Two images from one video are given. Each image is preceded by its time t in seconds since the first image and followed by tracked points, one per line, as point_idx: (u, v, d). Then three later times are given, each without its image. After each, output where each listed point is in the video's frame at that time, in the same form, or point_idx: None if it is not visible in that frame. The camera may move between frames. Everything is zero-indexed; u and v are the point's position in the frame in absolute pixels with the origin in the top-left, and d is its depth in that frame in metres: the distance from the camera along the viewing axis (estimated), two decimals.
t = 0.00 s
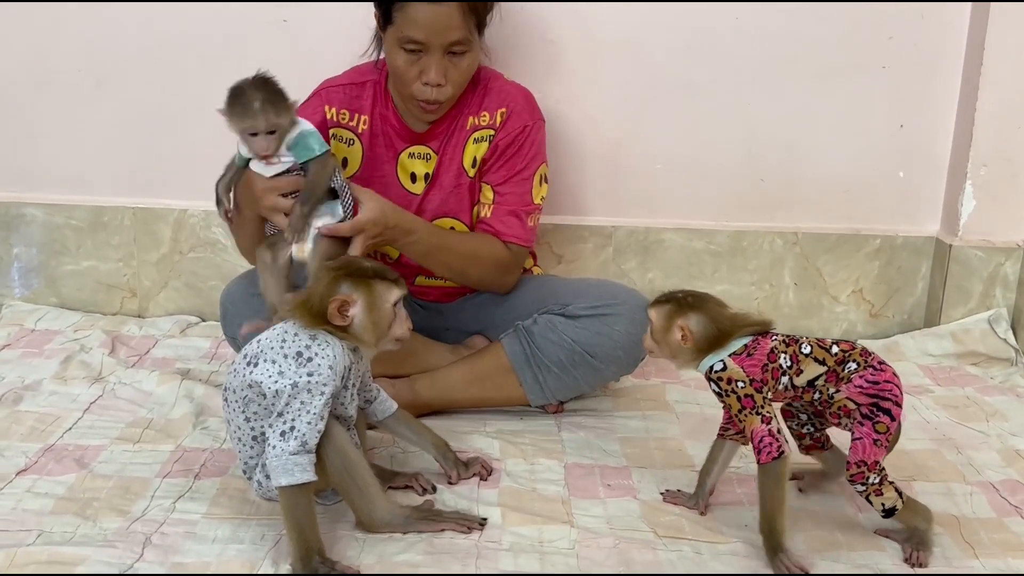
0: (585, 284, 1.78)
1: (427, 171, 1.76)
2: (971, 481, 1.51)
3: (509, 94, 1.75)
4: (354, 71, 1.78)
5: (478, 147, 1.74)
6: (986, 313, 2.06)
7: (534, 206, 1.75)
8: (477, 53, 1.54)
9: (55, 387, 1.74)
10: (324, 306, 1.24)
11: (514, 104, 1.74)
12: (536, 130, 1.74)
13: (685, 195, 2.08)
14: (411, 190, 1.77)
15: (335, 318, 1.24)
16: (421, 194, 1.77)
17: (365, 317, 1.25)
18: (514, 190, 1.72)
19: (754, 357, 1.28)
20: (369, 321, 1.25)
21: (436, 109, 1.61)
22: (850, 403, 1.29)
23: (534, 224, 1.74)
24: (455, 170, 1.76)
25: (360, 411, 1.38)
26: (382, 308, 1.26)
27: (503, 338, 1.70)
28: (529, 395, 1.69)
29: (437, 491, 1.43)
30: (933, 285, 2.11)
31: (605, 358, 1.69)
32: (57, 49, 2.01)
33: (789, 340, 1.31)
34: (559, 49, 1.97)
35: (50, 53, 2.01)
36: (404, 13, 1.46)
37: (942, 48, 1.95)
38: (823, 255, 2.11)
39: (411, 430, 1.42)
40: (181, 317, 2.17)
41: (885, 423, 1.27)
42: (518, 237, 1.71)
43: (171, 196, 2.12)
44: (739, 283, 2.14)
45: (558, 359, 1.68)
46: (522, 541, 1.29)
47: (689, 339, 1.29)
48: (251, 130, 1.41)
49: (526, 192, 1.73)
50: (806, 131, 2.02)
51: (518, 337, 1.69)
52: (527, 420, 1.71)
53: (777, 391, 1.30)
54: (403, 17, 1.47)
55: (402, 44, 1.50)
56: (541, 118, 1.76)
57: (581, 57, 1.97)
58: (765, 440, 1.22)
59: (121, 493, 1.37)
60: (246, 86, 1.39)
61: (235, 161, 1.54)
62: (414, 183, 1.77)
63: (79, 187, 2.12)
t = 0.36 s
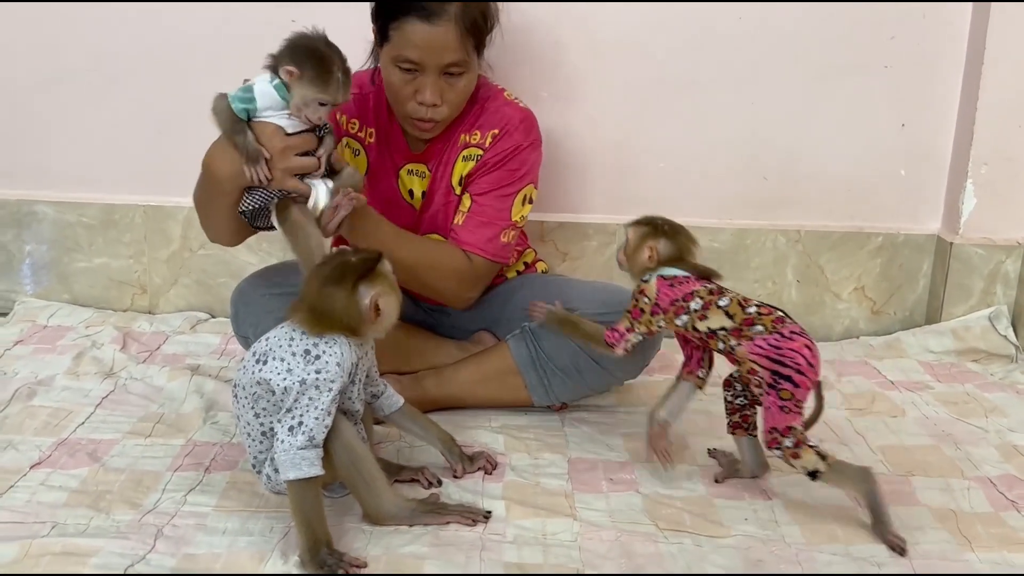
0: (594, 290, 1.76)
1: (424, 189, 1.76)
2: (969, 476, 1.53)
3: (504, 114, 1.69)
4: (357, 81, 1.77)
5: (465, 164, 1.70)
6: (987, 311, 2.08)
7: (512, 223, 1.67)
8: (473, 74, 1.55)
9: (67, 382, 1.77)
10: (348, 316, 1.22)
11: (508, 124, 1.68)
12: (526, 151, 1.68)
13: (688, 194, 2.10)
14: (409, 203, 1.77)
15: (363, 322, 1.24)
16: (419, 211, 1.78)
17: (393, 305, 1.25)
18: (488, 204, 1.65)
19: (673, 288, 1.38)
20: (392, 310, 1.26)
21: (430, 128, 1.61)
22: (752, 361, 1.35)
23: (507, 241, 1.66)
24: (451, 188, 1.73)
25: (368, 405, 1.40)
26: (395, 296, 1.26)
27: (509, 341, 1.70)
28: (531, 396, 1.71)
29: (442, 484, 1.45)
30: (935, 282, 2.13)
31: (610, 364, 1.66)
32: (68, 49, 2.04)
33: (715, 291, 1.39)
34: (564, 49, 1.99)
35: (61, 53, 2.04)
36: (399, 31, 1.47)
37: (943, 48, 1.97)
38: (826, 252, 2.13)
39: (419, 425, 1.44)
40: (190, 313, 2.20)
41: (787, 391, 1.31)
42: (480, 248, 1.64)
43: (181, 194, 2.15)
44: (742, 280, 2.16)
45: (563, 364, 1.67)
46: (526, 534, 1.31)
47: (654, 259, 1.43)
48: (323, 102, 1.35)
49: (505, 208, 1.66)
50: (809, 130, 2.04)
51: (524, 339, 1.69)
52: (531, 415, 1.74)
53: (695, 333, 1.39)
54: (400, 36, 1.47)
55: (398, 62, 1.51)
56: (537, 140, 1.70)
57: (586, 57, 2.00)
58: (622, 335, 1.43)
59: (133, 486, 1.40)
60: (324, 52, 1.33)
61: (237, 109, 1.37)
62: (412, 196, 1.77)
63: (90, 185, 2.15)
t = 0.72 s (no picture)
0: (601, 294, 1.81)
1: (433, 206, 1.83)
2: (966, 469, 1.57)
3: (509, 134, 1.72)
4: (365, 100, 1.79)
5: (467, 181, 1.74)
6: (988, 308, 2.11)
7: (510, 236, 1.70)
8: (481, 99, 1.60)
9: (90, 376, 1.82)
10: (354, 334, 1.27)
11: (511, 144, 1.72)
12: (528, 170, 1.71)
13: (694, 194, 2.15)
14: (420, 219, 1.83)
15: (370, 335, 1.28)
16: (430, 225, 1.85)
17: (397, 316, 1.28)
18: (486, 218, 1.69)
19: (577, 203, 1.61)
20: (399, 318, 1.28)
21: (441, 152, 1.66)
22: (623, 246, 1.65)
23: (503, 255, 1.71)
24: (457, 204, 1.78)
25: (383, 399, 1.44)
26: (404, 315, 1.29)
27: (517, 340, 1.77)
28: (538, 395, 1.77)
29: (452, 476, 1.50)
30: (937, 281, 2.16)
31: (616, 366, 1.74)
32: (89, 53, 2.09)
33: (609, 185, 1.63)
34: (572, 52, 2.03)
35: (82, 57, 2.10)
36: (412, 61, 1.51)
37: (945, 50, 2.01)
38: (829, 251, 2.16)
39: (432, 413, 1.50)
40: (208, 310, 2.26)
41: (647, 221, 1.58)
42: (475, 261, 1.69)
43: (199, 194, 2.20)
44: (747, 278, 2.20)
45: (570, 368, 1.74)
46: (532, 523, 1.36)
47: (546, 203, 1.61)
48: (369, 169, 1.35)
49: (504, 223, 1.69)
50: (812, 130, 2.08)
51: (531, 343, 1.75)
52: (539, 409, 1.79)
53: (591, 237, 1.64)
54: (411, 67, 1.51)
55: (409, 91, 1.55)
56: (540, 159, 1.73)
57: (594, 60, 2.04)
58: (569, 273, 1.62)
59: (155, 476, 1.46)
60: (374, 124, 1.34)
61: (277, 156, 1.35)
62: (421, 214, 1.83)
63: (111, 185, 2.21)
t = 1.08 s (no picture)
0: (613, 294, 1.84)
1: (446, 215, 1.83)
2: (979, 469, 1.58)
3: (522, 141, 1.74)
4: (375, 112, 1.77)
5: (483, 190, 1.75)
6: (1001, 307, 2.12)
7: (527, 245, 1.75)
8: (491, 110, 1.62)
9: (111, 375, 1.85)
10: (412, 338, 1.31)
11: (525, 151, 1.73)
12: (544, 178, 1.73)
13: (708, 194, 2.16)
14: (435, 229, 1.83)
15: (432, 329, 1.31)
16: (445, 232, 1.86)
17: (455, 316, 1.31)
18: (506, 228, 1.72)
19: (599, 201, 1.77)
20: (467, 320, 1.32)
21: (452, 164, 1.67)
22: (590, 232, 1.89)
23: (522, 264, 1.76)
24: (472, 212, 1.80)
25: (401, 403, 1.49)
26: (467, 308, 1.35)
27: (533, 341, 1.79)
28: (555, 395, 1.78)
29: (469, 475, 1.52)
30: (951, 281, 2.17)
31: (631, 367, 1.76)
32: (108, 55, 2.11)
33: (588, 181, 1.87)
34: (587, 53, 2.05)
35: (102, 59, 2.12)
36: (420, 78, 1.52)
37: (959, 50, 2.01)
38: (842, 251, 2.17)
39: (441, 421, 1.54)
40: (227, 309, 2.28)
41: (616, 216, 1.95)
42: (495, 272, 1.73)
43: (217, 194, 2.23)
44: (761, 278, 2.21)
45: (586, 367, 1.76)
46: (548, 522, 1.38)
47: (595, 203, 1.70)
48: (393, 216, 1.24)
49: (521, 233, 1.73)
50: (825, 130, 2.09)
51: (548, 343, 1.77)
52: (554, 409, 1.80)
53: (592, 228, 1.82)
54: (419, 82, 1.53)
55: (418, 105, 1.56)
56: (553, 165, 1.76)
57: (607, 61, 2.05)
58: (617, 260, 1.79)
59: (177, 474, 1.48)
60: (393, 169, 1.24)
61: (318, 226, 1.22)
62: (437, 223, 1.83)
63: (130, 186, 2.24)
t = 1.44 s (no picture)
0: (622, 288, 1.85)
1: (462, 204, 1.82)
2: (994, 464, 1.57)
3: (539, 132, 1.75)
4: (393, 100, 1.78)
5: (501, 180, 1.77)
6: (1016, 302, 2.11)
7: (546, 236, 1.77)
8: (504, 97, 1.62)
9: (127, 371, 1.86)
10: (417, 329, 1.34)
11: (542, 143, 1.75)
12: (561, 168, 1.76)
13: (721, 190, 2.16)
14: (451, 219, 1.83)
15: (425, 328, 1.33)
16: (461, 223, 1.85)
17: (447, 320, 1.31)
18: (525, 220, 1.74)
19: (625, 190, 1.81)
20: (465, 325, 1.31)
21: (465, 148, 1.67)
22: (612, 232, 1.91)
23: (540, 254, 1.77)
24: (489, 201, 1.81)
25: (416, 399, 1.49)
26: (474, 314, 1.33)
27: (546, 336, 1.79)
28: (567, 389, 1.78)
29: (484, 470, 1.52)
30: (966, 275, 2.16)
31: (644, 360, 1.76)
32: (123, 51, 2.12)
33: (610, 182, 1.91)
34: (600, 48, 2.05)
35: (117, 57, 2.13)
36: (434, 61, 1.52)
37: (974, 43, 2.00)
38: (857, 246, 2.17)
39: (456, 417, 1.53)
40: (241, 306, 2.29)
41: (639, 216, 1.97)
42: (515, 264, 1.74)
43: (231, 191, 2.23)
44: (775, 273, 2.21)
45: (599, 361, 1.76)
46: (563, 516, 1.38)
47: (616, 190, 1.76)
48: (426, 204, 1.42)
49: (540, 223, 1.75)
50: (839, 125, 2.08)
51: (561, 337, 1.77)
52: (567, 404, 1.81)
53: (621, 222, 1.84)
54: (433, 65, 1.53)
55: (431, 89, 1.57)
56: (569, 155, 1.78)
57: (621, 55, 2.05)
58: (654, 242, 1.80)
59: (193, 469, 1.49)
60: (426, 160, 1.44)
61: (358, 215, 1.38)
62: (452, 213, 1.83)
63: (145, 183, 2.25)
